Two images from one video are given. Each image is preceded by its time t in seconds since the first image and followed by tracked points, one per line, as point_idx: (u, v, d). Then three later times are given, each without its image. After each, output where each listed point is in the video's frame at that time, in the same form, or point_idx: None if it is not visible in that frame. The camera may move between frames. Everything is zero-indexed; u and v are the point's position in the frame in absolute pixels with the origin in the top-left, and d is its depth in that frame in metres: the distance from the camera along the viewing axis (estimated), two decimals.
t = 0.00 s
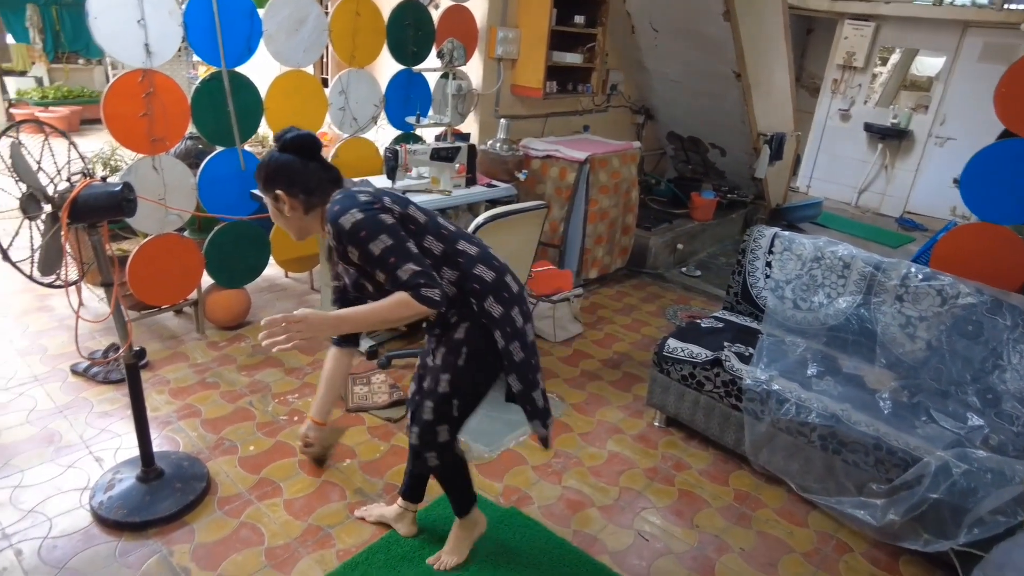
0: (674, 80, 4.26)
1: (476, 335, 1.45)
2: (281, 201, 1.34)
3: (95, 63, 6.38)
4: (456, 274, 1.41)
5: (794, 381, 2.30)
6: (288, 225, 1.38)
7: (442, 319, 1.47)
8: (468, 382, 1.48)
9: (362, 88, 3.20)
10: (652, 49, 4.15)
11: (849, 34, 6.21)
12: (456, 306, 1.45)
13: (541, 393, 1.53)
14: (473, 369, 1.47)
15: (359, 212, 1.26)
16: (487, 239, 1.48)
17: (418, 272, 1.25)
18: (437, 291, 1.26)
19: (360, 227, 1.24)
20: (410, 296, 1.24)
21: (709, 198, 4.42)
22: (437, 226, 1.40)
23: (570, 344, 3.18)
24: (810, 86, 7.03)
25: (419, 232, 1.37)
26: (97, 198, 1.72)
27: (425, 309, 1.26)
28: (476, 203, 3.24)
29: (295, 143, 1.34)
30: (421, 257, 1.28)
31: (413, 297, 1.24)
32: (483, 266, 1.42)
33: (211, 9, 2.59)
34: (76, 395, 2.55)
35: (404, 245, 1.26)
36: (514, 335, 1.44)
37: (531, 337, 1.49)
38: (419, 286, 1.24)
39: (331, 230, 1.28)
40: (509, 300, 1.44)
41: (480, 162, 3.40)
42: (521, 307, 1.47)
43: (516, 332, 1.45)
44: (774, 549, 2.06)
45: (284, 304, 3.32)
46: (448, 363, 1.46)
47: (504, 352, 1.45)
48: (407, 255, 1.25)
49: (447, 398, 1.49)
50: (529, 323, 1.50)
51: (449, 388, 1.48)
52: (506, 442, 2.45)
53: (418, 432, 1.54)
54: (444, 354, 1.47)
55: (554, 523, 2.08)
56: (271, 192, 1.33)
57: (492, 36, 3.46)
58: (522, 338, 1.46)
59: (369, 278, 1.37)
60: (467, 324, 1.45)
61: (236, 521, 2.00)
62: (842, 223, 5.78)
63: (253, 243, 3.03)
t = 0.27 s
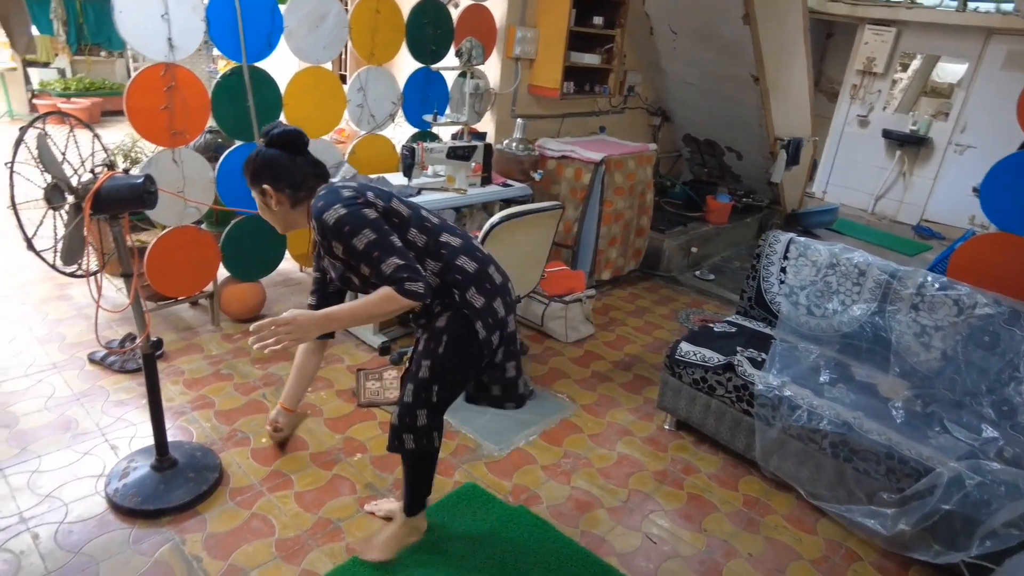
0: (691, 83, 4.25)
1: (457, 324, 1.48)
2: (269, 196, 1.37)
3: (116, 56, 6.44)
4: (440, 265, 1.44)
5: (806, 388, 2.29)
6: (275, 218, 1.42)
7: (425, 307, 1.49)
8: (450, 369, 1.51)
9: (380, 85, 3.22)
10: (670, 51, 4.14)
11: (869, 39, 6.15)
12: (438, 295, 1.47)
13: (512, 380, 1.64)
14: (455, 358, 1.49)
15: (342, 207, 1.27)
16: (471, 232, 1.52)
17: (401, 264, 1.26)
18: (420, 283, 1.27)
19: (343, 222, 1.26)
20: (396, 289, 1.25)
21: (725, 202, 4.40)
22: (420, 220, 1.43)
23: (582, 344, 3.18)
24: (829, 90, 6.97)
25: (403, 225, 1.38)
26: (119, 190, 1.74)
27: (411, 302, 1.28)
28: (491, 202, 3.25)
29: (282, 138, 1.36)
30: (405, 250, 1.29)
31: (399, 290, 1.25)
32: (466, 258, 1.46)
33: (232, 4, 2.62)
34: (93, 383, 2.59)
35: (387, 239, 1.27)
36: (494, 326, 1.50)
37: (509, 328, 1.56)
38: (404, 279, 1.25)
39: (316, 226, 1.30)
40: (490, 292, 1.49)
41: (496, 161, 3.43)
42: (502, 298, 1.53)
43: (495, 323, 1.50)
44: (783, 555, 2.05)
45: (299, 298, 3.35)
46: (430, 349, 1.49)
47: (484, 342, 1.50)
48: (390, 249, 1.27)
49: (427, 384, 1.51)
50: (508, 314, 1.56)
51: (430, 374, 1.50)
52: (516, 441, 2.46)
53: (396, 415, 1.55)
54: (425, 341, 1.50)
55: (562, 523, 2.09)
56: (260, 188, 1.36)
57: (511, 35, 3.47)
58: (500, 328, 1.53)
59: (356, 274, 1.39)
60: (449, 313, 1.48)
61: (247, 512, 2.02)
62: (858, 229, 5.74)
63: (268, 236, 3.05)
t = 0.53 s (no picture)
0: (707, 85, 4.23)
1: (439, 330, 1.49)
2: (265, 180, 1.38)
3: (136, 51, 6.51)
4: (426, 269, 1.45)
5: (817, 394, 2.28)
6: (269, 201, 1.43)
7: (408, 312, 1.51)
8: (433, 374, 1.53)
9: (396, 84, 3.24)
10: (687, 54, 4.13)
11: (889, 43, 6.10)
12: (422, 300, 1.48)
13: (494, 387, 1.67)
14: (438, 365, 1.51)
15: (336, 201, 1.28)
16: (458, 237, 1.53)
17: (389, 264, 1.27)
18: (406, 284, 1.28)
19: (336, 217, 1.27)
20: (383, 288, 1.27)
21: (739, 205, 4.39)
22: (411, 220, 1.44)
23: (592, 346, 3.18)
24: (846, 95, 6.92)
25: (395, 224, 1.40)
26: (137, 184, 1.76)
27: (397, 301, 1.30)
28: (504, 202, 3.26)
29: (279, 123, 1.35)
30: (394, 250, 1.30)
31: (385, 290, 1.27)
32: (451, 264, 1.47)
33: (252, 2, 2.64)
34: (108, 374, 2.62)
35: (377, 237, 1.29)
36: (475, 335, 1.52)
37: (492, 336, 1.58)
38: (391, 279, 1.27)
39: (307, 218, 1.30)
40: (473, 300, 1.50)
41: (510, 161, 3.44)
42: (485, 306, 1.54)
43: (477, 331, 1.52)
44: (790, 561, 2.05)
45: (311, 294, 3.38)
46: (413, 355, 1.51)
47: (465, 350, 1.52)
48: (380, 248, 1.28)
49: (410, 390, 1.53)
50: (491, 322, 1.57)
51: (413, 380, 1.52)
52: (525, 440, 2.47)
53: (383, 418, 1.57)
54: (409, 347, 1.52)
55: (569, 524, 2.09)
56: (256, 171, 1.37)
57: (527, 36, 3.48)
58: (482, 336, 1.55)
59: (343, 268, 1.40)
60: (431, 319, 1.49)
61: (257, 505, 2.05)
62: (873, 235, 5.69)
63: (284, 232, 3.07)
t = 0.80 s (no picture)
0: (721, 88, 4.22)
1: (435, 320, 1.51)
2: (264, 163, 1.38)
3: (154, 47, 6.56)
4: (422, 258, 1.47)
5: (826, 400, 2.28)
6: (267, 184, 1.43)
7: (404, 300, 1.53)
8: (430, 363, 1.54)
9: (410, 83, 3.26)
10: (701, 56, 4.12)
11: (906, 47, 6.04)
12: (417, 289, 1.50)
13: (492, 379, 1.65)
14: (434, 353, 1.53)
15: (337, 186, 1.30)
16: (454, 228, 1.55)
17: (388, 250, 1.30)
18: (404, 271, 1.31)
19: (337, 203, 1.28)
20: (381, 274, 1.30)
21: (751, 209, 4.37)
22: (407, 210, 1.46)
23: (601, 347, 3.18)
24: (861, 99, 6.87)
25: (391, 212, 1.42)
26: (153, 181, 1.79)
27: (393, 288, 1.32)
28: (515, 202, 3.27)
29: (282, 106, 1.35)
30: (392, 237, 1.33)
31: (383, 275, 1.29)
32: (446, 254, 1.48)
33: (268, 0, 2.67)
34: (121, 367, 2.66)
35: (376, 224, 1.31)
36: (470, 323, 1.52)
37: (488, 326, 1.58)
38: (389, 265, 1.30)
39: (307, 201, 1.31)
40: (467, 289, 1.51)
41: (522, 161, 3.45)
42: (481, 295, 1.55)
43: (473, 320, 1.53)
44: (796, 567, 2.04)
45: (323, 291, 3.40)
46: (410, 345, 1.53)
47: (461, 339, 1.53)
48: (378, 235, 1.30)
49: (409, 378, 1.55)
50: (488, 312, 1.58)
51: (411, 369, 1.54)
52: (532, 441, 2.47)
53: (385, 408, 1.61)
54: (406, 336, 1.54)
55: (575, 525, 2.10)
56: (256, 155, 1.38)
57: (541, 37, 3.48)
58: (479, 326, 1.55)
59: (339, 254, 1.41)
60: (427, 309, 1.51)
61: (266, 500, 2.07)
62: (887, 241, 5.65)
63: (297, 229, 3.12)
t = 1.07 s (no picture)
0: (732, 90, 4.20)
1: (420, 314, 1.52)
2: (281, 128, 1.40)
3: (168, 45, 6.60)
4: (416, 251, 1.49)
5: (834, 404, 2.27)
6: (277, 147, 1.44)
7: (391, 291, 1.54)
8: (410, 356, 1.55)
9: (421, 83, 3.27)
10: (713, 58, 4.11)
11: (920, 50, 5.99)
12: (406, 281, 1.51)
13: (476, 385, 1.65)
14: (414, 347, 1.53)
15: (348, 168, 1.31)
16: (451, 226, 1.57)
17: (387, 240, 1.31)
18: (400, 262, 1.32)
19: (346, 184, 1.29)
20: (377, 262, 1.31)
21: (762, 211, 4.34)
22: (411, 203, 1.48)
23: (609, 348, 3.18)
24: (874, 102, 6.82)
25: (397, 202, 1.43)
26: (167, 177, 1.80)
27: (389, 279, 1.33)
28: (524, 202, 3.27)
29: (304, 73, 1.37)
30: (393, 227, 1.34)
31: (379, 265, 1.31)
32: (440, 251, 1.51)
33: None
34: (133, 362, 2.68)
35: (380, 211, 1.32)
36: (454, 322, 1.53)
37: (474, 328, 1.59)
38: (387, 255, 1.31)
39: (315, 178, 1.32)
40: (455, 288, 1.53)
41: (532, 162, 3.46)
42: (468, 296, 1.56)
43: (458, 319, 1.54)
44: (802, 571, 2.03)
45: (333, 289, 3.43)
46: (391, 336, 1.54)
47: (446, 336, 1.54)
48: (382, 222, 1.32)
49: (386, 369, 1.55)
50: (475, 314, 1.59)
51: (389, 360, 1.54)
52: (540, 441, 2.47)
53: (362, 399, 1.60)
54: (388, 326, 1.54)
55: (581, 525, 2.10)
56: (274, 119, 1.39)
57: (552, 37, 3.48)
58: (464, 327, 1.56)
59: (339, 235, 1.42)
60: (413, 301, 1.52)
61: (274, 495, 2.08)
62: (898, 245, 5.61)
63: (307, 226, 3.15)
